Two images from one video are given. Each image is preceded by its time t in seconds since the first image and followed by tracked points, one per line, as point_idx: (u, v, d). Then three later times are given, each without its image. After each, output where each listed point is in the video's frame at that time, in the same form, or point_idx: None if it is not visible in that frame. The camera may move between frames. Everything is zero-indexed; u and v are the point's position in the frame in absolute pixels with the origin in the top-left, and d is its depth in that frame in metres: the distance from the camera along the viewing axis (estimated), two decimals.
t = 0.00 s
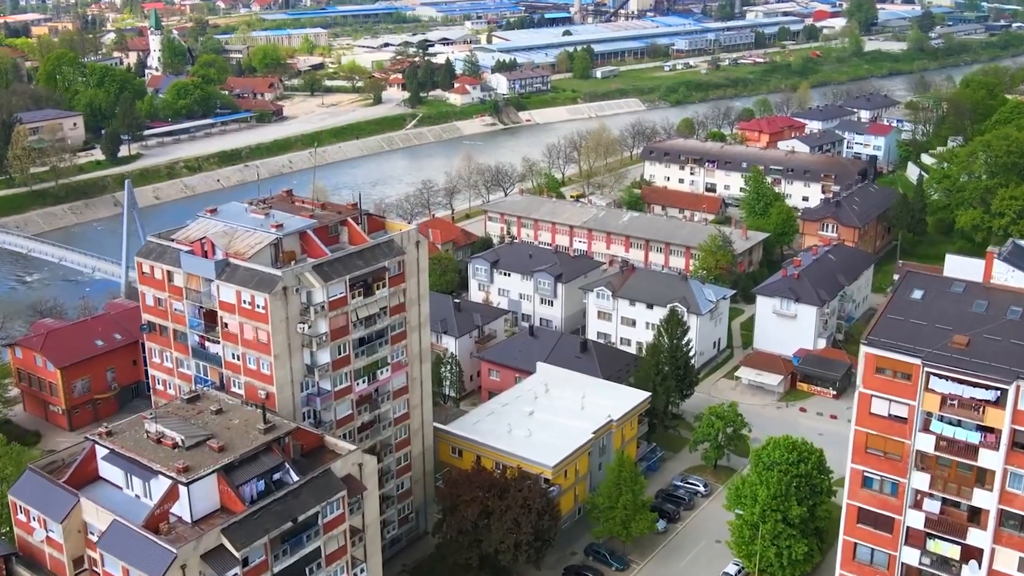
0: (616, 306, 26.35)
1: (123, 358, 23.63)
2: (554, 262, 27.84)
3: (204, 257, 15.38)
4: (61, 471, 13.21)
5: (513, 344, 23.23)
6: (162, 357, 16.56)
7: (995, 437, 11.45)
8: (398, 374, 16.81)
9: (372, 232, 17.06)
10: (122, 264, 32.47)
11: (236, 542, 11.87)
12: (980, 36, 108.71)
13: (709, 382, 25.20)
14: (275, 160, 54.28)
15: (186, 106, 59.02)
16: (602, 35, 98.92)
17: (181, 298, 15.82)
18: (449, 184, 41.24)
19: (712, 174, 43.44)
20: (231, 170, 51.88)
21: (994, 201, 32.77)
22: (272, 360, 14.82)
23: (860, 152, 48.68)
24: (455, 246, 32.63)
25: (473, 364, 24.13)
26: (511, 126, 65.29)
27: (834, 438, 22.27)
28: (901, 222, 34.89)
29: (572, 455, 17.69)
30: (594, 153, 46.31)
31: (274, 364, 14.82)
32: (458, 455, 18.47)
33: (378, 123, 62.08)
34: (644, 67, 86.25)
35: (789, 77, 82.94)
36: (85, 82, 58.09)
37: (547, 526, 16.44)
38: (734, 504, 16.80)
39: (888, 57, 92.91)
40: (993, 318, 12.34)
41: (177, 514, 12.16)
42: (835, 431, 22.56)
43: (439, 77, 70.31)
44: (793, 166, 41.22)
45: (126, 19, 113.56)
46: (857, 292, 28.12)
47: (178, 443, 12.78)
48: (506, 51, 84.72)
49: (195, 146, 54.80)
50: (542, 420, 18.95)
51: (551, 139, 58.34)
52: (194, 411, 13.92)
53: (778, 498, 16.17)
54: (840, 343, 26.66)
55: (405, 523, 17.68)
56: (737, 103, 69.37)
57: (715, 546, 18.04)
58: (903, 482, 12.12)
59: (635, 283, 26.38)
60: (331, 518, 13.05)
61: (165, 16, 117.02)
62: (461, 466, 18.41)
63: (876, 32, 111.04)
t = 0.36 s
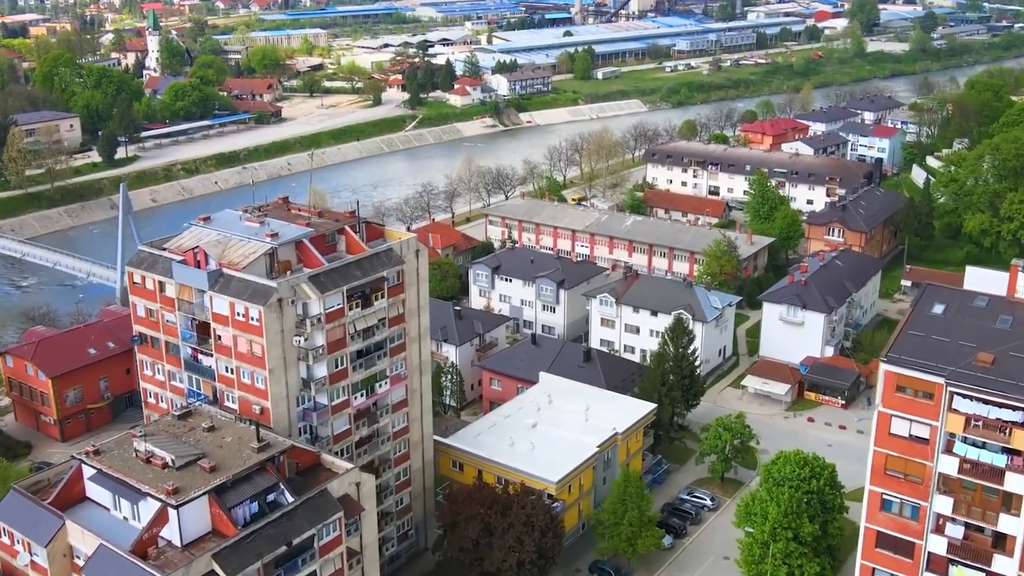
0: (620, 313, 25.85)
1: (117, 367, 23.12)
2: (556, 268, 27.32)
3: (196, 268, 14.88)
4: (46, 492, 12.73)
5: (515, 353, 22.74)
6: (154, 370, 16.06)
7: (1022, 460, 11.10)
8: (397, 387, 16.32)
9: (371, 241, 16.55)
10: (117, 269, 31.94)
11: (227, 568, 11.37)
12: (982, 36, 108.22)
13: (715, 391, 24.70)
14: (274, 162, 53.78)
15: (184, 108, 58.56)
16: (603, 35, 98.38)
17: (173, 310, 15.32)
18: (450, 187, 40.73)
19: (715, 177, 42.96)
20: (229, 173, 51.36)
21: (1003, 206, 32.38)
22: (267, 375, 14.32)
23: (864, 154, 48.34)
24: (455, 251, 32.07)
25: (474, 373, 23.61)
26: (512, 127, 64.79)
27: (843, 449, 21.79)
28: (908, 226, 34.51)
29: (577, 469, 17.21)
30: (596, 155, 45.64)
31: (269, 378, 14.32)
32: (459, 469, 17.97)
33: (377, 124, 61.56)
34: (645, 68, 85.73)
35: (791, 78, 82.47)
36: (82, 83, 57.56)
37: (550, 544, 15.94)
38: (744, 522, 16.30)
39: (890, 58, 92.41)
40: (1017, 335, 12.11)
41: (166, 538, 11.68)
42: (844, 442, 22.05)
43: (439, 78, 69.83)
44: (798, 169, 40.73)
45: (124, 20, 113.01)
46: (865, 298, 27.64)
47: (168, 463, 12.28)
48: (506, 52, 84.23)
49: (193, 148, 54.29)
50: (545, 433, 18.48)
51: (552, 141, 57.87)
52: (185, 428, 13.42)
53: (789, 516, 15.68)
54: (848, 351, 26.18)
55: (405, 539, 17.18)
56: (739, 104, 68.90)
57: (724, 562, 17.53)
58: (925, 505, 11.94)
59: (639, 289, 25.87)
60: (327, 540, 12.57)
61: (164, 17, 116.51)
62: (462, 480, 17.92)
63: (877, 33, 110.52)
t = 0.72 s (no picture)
0: (623, 321, 25.40)
1: (109, 375, 22.66)
2: (558, 274, 26.86)
3: (188, 278, 14.43)
4: (32, 514, 12.28)
5: (516, 361, 22.29)
6: (146, 382, 15.60)
7: None
8: (396, 401, 15.85)
9: (369, 250, 16.07)
10: (112, 274, 31.47)
11: None
12: (984, 37, 107.77)
13: (720, 400, 24.24)
14: (272, 164, 53.28)
15: (181, 109, 58.10)
16: (603, 36, 97.92)
17: (165, 321, 14.86)
18: (450, 190, 40.26)
19: (718, 180, 42.56)
20: (227, 175, 50.88)
21: (1011, 210, 32.13)
22: (262, 390, 13.88)
23: (869, 157, 47.78)
24: (455, 256, 31.56)
25: (475, 382, 23.15)
26: (512, 129, 64.33)
27: (852, 460, 21.29)
28: (914, 230, 34.14)
29: (580, 484, 16.73)
30: (598, 157, 44.80)
31: (263, 394, 13.87)
32: (460, 483, 17.51)
33: (377, 125, 61.09)
34: (646, 69, 85.33)
35: (793, 79, 82.06)
36: (78, 83, 57.09)
37: (553, 562, 15.45)
38: (753, 539, 15.87)
39: (893, 59, 91.96)
40: None
41: (155, 562, 11.22)
42: (853, 453, 21.55)
43: (439, 79, 69.39)
44: (802, 172, 40.29)
45: (122, 20, 112.50)
46: (872, 304, 27.17)
47: (157, 484, 11.81)
48: (506, 53, 83.79)
49: (191, 150, 53.82)
50: (548, 446, 18.03)
51: (553, 142, 57.41)
52: (176, 445, 12.95)
53: (800, 534, 15.22)
54: (855, 359, 25.70)
55: (404, 556, 16.70)
56: (741, 106, 68.46)
57: None
58: (947, 530, 11.89)
59: (643, 296, 25.41)
60: (323, 563, 12.16)
61: (163, 17, 116.09)
62: (463, 494, 17.46)
63: (879, 33, 110.09)
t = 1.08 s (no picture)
0: (627, 329, 24.89)
1: (101, 387, 22.13)
2: (561, 281, 26.33)
3: (178, 291, 13.89)
4: (13, 540, 11.75)
5: (518, 372, 21.75)
6: (135, 399, 15.05)
7: None
8: (395, 417, 15.32)
9: (366, 260, 15.53)
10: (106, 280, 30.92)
11: None
12: (987, 38, 107.25)
13: (727, 411, 23.70)
14: (271, 166, 52.75)
15: (179, 111, 57.61)
16: (605, 37, 97.37)
17: (155, 335, 14.32)
18: (450, 194, 39.73)
19: (721, 183, 42.06)
20: (225, 177, 50.34)
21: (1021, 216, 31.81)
22: (254, 408, 13.33)
23: (873, 159, 47.27)
24: (456, 262, 31.00)
25: (476, 393, 22.61)
26: (513, 130, 63.81)
27: (863, 473, 20.75)
28: (922, 236, 33.50)
29: (585, 502, 16.19)
30: (600, 160, 44.58)
31: (256, 412, 13.33)
32: (461, 500, 16.96)
33: (376, 127, 60.58)
34: (647, 70, 84.81)
35: (795, 80, 81.55)
36: (75, 85, 56.55)
37: None
38: (764, 561, 15.38)
39: (895, 60, 91.41)
40: None
41: None
42: (863, 466, 21.01)
43: (439, 80, 68.89)
44: (807, 175, 39.83)
45: (120, 20, 111.84)
46: (881, 312, 26.65)
47: (144, 510, 11.28)
48: (507, 54, 83.28)
49: (189, 152, 53.29)
50: (552, 461, 17.51)
51: (554, 145, 56.90)
52: (164, 468, 12.41)
53: (814, 555, 14.71)
54: (864, 368, 25.18)
55: None
56: (743, 107, 67.97)
57: None
58: (974, 560, 11.88)
59: (647, 304, 24.89)
60: None
61: (162, 18, 115.64)
62: (464, 512, 16.91)
63: (881, 34, 109.54)
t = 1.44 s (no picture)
0: (631, 338, 24.36)
1: (91, 398, 21.58)
2: (563, 288, 25.77)
3: (167, 306, 13.32)
4: None
5: (520, 383, 21.18)
6: (123, 416, 14.48)
7: None
8: (392, 436, 14.77)
9: (363, 272, 14.97)
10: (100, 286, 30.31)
11: None
12: (989, 38, 106.76)
13: (734, 422, 23.11)
14: (268, 169, 52.17)
15: (176, 113, 57.05)
16: (606, 37, 96.78)
17: (142, 351, 13.73)
18: (450, 198, 39.13)
19: (725, 186, 41.53)
20: (223, 180, 49.75)
21: None
22: (246, 429, 12.77)
23: (878, 162, 46.74)
24: (456, 268, 30.41)
25: (476, 404, 22.04)
26: (513, 132, 63.28)
27: (875, 488, 20.19)
28: (930, 241, 33.01)
29: (590, 522, 15.64)
30: (602, 163, 44.34)
31: (247, 432, 12.76)
32: (461, 520, 16.38)
33: (375, 129, 60.03)
34: (648, 71, 84.26)
35: (797, 81, 81.02)
36: (71, 87, 55.98)
37: None
38: None
39: (897, 61, 90.87)
40: None
41: None
42: (874, 480, 20.46)
43: (439, 82, 68.34)
44: (811, 179, 39.26)
45: (118, 21, 111.25)
46: (890, 320, 26.09)
47: (127, 540, 10.81)
48: (507, 54, 82.70)
49: (186, 154, 52.72)
50: (555, 478, 16.95)
51: (555, 147, 56.33)
52: (150, 493, 11.88)
53: None
54: (873, 378, 24.61)
55: None
56: (745, 109, 67.46)
57: None
58: None
59: (652, 312, 24.36)
60: None
61: (160, 18, 115.08)
62: (465, 532, 16.33)
63: (883, 34, 109.00)
